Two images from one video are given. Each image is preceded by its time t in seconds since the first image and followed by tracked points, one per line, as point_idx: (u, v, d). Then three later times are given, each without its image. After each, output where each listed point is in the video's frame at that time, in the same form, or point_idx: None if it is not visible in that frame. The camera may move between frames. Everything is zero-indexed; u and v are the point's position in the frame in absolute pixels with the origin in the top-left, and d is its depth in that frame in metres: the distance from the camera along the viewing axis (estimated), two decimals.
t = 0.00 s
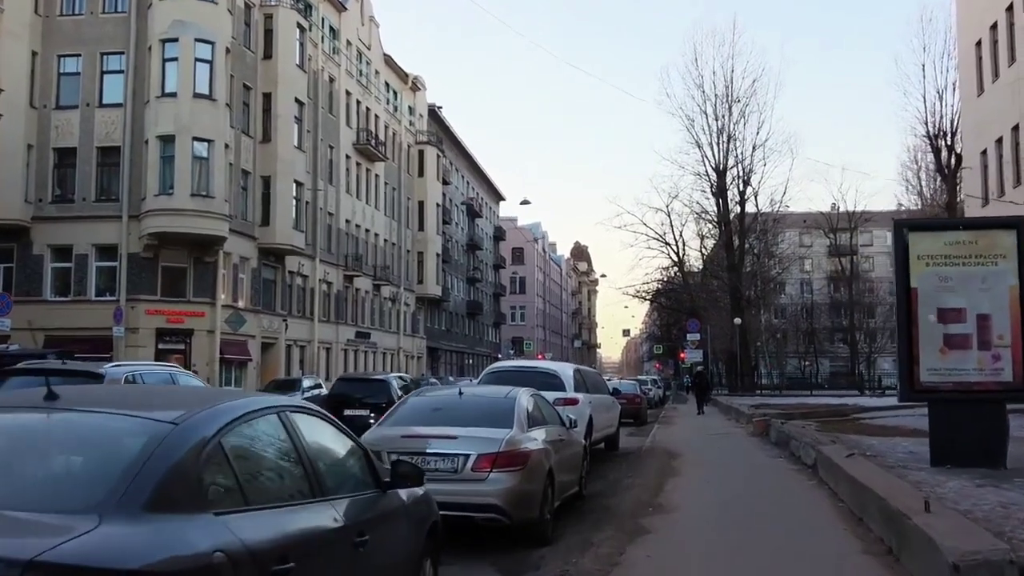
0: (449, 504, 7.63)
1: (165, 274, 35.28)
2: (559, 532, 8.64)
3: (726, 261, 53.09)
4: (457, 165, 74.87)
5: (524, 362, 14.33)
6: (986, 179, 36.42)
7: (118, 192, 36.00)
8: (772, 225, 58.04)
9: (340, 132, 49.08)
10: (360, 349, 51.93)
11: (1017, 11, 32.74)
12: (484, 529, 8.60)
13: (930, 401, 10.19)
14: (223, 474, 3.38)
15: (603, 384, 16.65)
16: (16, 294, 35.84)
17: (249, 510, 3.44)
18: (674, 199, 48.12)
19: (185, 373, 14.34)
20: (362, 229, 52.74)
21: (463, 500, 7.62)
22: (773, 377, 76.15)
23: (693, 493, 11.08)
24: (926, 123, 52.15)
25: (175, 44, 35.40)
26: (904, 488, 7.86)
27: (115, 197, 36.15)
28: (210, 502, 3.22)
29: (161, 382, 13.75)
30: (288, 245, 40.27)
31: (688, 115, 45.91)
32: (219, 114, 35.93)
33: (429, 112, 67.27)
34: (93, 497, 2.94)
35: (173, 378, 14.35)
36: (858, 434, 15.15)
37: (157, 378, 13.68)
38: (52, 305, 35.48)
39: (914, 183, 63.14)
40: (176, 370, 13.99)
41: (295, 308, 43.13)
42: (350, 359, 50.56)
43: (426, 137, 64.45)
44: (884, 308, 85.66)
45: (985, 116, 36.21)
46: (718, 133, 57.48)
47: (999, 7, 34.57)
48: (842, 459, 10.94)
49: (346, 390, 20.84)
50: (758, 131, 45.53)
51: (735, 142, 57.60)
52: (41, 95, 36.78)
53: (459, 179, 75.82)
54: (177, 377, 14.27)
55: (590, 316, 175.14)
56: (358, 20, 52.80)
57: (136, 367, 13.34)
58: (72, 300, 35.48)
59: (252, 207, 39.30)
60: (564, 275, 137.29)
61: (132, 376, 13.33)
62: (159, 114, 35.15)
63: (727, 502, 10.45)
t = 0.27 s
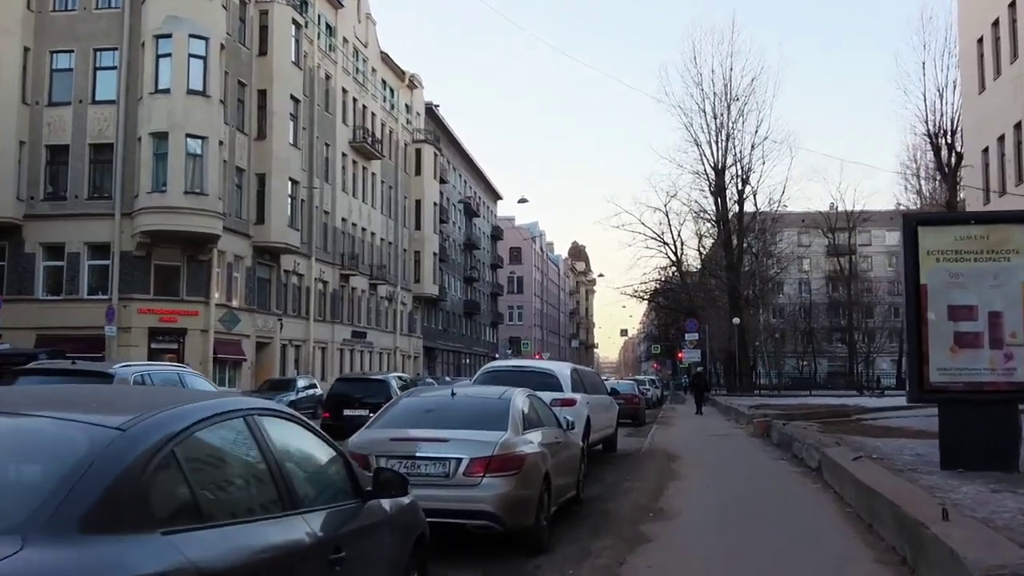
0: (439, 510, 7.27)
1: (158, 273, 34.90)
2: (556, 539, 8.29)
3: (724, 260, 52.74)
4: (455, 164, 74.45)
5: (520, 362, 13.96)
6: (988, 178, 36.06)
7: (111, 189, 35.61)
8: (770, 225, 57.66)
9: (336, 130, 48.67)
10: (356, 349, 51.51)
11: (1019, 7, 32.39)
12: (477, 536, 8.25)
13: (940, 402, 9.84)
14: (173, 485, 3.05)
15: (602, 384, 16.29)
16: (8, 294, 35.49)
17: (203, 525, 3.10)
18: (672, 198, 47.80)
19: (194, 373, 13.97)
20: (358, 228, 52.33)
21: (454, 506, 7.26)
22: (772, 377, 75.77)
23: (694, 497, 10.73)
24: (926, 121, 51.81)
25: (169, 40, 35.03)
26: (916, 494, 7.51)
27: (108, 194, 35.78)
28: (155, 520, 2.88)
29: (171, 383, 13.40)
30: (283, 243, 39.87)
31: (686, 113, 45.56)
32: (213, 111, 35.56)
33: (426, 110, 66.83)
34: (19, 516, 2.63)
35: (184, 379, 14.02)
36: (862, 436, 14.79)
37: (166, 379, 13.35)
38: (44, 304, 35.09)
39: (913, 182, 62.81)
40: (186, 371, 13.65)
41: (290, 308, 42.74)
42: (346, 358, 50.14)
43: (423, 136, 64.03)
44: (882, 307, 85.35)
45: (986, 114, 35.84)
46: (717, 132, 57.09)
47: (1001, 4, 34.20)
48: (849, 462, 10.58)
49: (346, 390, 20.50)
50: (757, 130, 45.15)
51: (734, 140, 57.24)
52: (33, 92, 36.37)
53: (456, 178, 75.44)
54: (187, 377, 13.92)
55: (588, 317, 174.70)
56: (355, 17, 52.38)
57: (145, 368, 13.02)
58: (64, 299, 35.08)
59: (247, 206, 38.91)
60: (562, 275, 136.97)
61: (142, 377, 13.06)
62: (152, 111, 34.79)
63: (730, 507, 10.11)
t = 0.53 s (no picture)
0: (418, 516, 6.93)
1: (141, 271, 34.41)
2: (542, 544, 7.96)
3: (713, 260, 52.49)
4: (443, 164, 74.02)
5: (506, 360, 13.60)
6: (978, 177, 35.88)
7: (93, 187, 35.12)
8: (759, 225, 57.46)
9: (323, 128, 48.20)
10: (342, 349, 51.03)
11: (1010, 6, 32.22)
12: (460, 541, 7.91)
13: (937, 403, 9.55)
14: (95, 494, 2.76)
15: (590, 383, 15.95)
16: None
17: (131, 539, 2.80)
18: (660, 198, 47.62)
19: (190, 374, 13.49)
20: (345, 227, 51.85)
21: (434, 511, 6.91)
22: (760, 378, 75.60)
23: (684, 499, 10.40)
24: (915, 121, 51.73)
25: (152, 36, 34.58)
26: (919, 498, 7.18)
27: (90, 192, 35.28)
28: (71, 534, 2.60)
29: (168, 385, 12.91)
30: (267, 242, 39.40)
31: (675, 112, 45.31)
32: (196, 108, 35.10)
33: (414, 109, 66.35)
34: None
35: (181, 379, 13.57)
36: (854, 436, 14.49)
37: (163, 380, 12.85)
38: (25, 303, 34.56)
39: (902, 182, 62.73)
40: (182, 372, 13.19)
41: (276, 307, 42.27)
42: (332, 359, 49.67)
43: (411, 135, 63.58)
44: (870, 308, 85.32)
45: (977, 113, 35.66)
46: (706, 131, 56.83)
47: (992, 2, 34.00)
48: (843, 463, 10.29)
49: (334, 391, 20.13)
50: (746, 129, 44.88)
51: (723, 140, 57.03)
52: (14, 88, 35.82)
53: (444, 177, 74.97)
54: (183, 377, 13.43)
55: (576, 317, 174.38)
56: (342, 14, 51.91)
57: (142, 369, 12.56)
58: (45, 298, 34.55)
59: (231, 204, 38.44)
60: (551, 275, 136.66)
61: (137, 375, 12.90)
62: (135, 108, 34.32)
63: (721, 508, 9.79)
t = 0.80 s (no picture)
0: (393, 526, 6.51)
1: (121, 270, 33.84)
2: (526, 554, 7.54)
3: (702, 259, 52.18)
4: (430, 163, 73.55)
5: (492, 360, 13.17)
6: (968, 176, 35.66)
7: (73, 184, 34.54)
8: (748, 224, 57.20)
9: (307, 125, 47.66)
10: (327, 349, 50.48)
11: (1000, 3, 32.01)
12: (440, 551, 7.50)
13: (938, 404, 9.19)
14: None
15: (577, 384, 15.54)
16: None
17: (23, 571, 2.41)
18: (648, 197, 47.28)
19: (184, 373, 13.01)
20: (330, 226, 51.32)
21: (410, 520, 6.50)
22: (748, 378, 75.37)
23: (673, 505, 10.00)
24: (903, 120, 51.54)
25: (133, 31, 34.05)
26: (923, 506, 6.80)
27: (70, 189, 34.70)
28: None
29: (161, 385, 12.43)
30: (251, 240, 38.85)
31: (663, 111, 45.00)
32: (178, 104, 34.53)
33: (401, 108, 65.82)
34: None
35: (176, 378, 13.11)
36: (848, 438, 14.12)
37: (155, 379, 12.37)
38: (4, 302, 33.95)
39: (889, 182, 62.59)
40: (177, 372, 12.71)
41: (260, 307, 41.72)
42: (317, 359, 49.11)
43: (398, 133, 63.07)
44: (858, 307, 85.27)
45: (966, 111, 35.43)
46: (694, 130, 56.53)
47: None
48: (839, 467, 9.91)
49: (320, 392, 19.70)
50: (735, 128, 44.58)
51: (711, 139, 56.75)
52: None
53: (432, 176, 74.46)
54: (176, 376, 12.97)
55: (564, 317, 174.00)
56: (327, 11, 51.39)
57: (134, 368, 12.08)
58: (24, 297, 33.94)
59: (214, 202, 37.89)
60: (539, 275, 136.27)
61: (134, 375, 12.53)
62: (116, 104, 33.78)
63: (712, 515, 9.40)
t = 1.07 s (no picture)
0: (373, 529, 6.14)
1: (108, 267, 33.39)
2: (514, 557, 7.18)
3: (694, 257, 51.91)
4: (422, 160, 73.13)
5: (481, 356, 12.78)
6: (962, 173, 35.44)
7: (59, 180, 34.07)
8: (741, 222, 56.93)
9: (297, 122, 47.24)
10: (318, 348, 50.07)
11: None
12: (423, 556, 7.12)
13: (942, 400, 8.86)
14: None
15: (569, 380, 15.17)
16: None
17: None
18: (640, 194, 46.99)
19: (181, 370, 12.64)
20: (321, 223, 50.89)
21: (393, 523, 6.12)
22: (741, 376, 75.10)
23: (669, 505, 9.66)
24: (897, 118, 51.31)
25: (120, 25, 33.62)
26: (934, 506, 6.48)
27: (55, 185, 34.22)
28: None
29: (159, 382, 12.06)
30: (240, 237, 38.40)
31: (656, 109, 44.72)
32: (166, 99, 34.11)
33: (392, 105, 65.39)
34: None
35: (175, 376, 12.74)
36: (846, 435, 13.80)
37: (154, 377, 12.00)
38: None
39: (882, 180, 62.41)
40: (175, 368, 12.35)
41: (249, 304, 41.27)
42: (308, 357, 48.68)
43: (389, 130, 62.64)
44: (851, 306, 85.11)
45: (961, 108, 35.21)
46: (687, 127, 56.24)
47: None
48: (838, 465, 9.58)
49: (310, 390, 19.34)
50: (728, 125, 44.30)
51: (704, 137, 56.47)
52: None
53: (423, 174, 74.09)
54: (174, 374, 12.59)
55: (557, 316, 173.65)
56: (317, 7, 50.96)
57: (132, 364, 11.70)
58: (9, 295, 33.45)
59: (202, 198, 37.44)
60: (531, 274, 135.88)
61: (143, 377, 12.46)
62: (102, 98, 33.32)
63: (710, 515, 9.06)
